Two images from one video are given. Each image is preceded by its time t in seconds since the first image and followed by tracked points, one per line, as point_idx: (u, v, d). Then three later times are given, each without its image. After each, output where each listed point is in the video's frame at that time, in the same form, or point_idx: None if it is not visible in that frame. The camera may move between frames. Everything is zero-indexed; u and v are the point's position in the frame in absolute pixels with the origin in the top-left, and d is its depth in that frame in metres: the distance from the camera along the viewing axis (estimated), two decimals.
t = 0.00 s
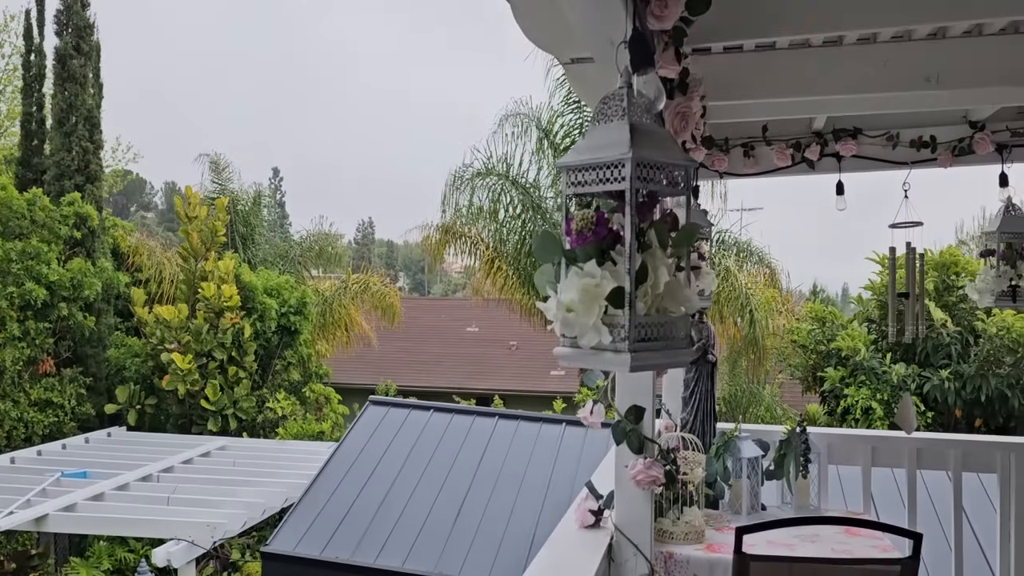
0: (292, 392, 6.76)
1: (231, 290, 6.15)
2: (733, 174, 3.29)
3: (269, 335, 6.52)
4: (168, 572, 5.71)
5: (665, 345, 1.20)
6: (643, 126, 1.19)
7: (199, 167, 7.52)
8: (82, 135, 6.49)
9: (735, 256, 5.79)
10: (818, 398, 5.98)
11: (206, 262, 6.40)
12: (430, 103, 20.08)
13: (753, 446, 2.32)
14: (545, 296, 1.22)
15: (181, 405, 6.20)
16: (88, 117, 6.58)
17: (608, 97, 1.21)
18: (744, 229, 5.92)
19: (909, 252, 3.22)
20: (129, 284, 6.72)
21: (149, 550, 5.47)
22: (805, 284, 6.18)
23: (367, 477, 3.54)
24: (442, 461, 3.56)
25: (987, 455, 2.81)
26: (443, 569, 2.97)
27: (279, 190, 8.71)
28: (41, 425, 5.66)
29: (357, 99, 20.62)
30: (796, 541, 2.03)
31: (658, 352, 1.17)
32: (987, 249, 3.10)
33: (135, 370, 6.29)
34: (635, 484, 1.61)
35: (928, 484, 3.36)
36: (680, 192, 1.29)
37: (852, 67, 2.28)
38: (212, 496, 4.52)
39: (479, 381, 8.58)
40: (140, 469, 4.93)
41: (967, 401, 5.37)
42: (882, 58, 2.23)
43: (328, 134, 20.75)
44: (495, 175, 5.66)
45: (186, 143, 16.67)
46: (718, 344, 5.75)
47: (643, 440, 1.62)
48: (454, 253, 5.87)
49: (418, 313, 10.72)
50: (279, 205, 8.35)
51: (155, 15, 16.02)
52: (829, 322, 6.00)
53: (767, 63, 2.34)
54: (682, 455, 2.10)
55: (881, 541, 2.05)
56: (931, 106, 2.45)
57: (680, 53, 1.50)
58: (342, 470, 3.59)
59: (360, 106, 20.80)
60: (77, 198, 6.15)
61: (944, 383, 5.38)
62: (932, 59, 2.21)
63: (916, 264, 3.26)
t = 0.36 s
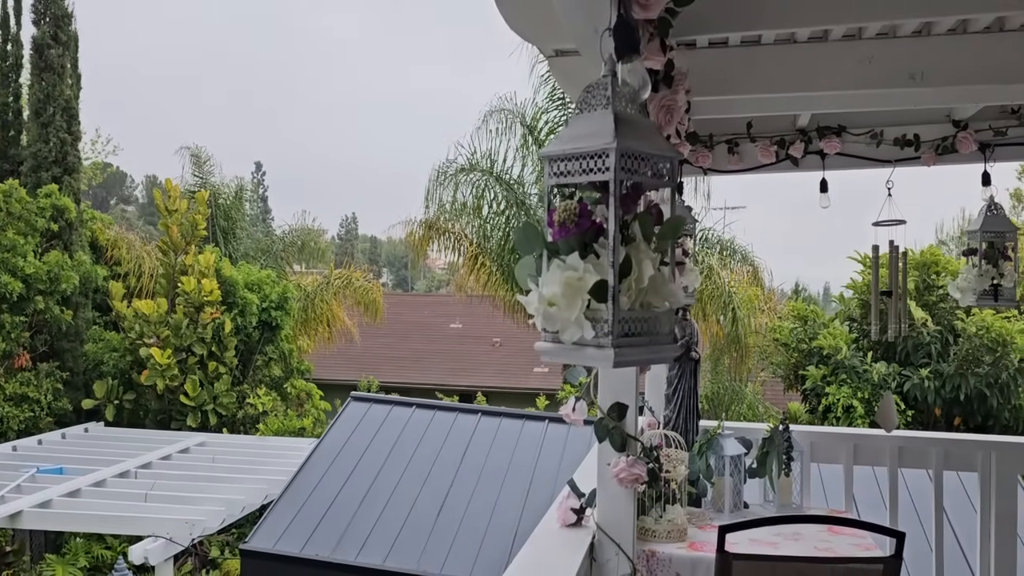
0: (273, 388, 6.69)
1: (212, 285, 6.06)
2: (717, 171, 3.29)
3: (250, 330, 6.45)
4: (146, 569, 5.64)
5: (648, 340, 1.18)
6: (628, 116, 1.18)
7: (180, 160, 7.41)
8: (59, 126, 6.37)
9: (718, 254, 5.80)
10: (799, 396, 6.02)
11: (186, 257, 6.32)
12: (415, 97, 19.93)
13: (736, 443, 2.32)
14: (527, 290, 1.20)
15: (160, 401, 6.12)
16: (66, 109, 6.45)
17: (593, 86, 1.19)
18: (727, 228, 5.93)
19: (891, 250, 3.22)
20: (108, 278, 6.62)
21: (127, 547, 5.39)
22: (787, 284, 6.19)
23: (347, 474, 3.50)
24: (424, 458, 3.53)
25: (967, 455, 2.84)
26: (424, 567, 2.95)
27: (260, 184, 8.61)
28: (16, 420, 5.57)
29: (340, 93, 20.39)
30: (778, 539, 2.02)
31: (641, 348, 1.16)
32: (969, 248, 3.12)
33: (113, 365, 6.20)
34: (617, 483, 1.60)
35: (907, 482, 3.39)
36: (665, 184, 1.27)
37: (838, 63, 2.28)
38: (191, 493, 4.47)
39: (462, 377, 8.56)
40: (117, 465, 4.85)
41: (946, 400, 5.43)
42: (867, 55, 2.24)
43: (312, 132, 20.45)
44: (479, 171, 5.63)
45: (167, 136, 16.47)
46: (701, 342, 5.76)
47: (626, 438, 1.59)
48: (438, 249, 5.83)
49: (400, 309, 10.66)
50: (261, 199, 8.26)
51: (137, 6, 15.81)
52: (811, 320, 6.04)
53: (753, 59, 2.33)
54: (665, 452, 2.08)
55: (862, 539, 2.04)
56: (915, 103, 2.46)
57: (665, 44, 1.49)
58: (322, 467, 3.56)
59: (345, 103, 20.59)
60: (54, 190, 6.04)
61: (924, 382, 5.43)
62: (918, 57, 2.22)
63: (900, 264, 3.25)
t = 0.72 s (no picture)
0: (260, 386, 6.64)
1: (197, 282, 6.01)
2: (706, 169, 3.29)
3: (237, 327, 6.40)
4: (131, 569, 5.59)
5: (638, 338, 1.18)
6: (616, 112, 1.17)
7: (167, 157, 7.35)
8: (44, 122, 6.29)
9: (706, 252, 5.81)
10: (787, 395, 6.05)
11: (173, 253, 6.26)
12: (404, 95, 19.86)
13: (723, 442, 2.33)
14: (514, 287, 1.19)
15: (146, 399, 6.06)
16: (51, 103, 6.38)
17: (582, 81, 1.18)
18: (715, 227, 5.94)
19: (879, 249, 3.23)
20: (93, 275, 6.56)
21: (112, 546, 5.34)
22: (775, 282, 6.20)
23: (335, 473, 3.48)
24: (412, 456, 3.52)
25: (954, 453, 2.85)
26: (412, 566, 2.93)
27: (248, 181, 8.55)
28: None
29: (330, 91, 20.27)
30: (766, 539, 2.02)
31: (630, 346, 1.15)
32: (956, 247, 3.14)
33: (98, 363, 6.14)
34: (606, 482, 1.59)
35: (895, 481, 3.41)
36: (654, 179, 1.26)
37: (826, 61, 2.28)
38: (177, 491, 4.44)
39: (449, 376, 8.54)
40: (102, 463, 4.81)
41: (932, 398, 5.49)
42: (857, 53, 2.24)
43: (302, 129, 20.30)
44: (467, 169, 5.61)
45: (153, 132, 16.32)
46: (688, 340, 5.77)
47: (614, 438, 1.60)
48: (426, 247, 5.81)
49: (388, 307, 10.62)
50: (248, 196, 8.21)
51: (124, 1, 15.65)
52: (798, 319, 6.07)
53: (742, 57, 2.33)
54: (654, 451, 2.08)
55: (849, 538, 2.04)
56: (903, 102, 2.47)
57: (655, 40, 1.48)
58: (309, 465, 3.53)
59: (334, 101, 20.48)
60: (39, 185, 5.98)
61: (910, 380, 5.47)
62: (906, 55, 2.22)
63: (887, 262, 3.26)
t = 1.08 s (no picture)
0: (250, 386, 6.61)
1: (187, 283, 5.96)
2: (696, 169, 3.30)
3: (227, 328, 6.36)
4: (119, 571, 5.54)
5: (628, 338, 1.17)
6: (606, 110, 1.16)
7: (156, 157, 7.30)
8: (32, 121, 6.24)
9: (697, 252, 5.81)
10: (777, 394, 6.08)
11: (162, 254, 6.22)
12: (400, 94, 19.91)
13: (714, 442, 2.33)
14: (503, 287, 1.18)
15: (135, 400, 6.02)
16: (38, 103, 6.32)
17: (570, 80, 1.18)
18: (705, 227, 5.94)
19: (869, 249, 3.24)
20: (81, 275, 6.52)
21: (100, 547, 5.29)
22: (765, 281, 6.22)
23: (325, 474, 3.47)
24: (402, 457, 3.50)
25: (944, 452, 2.86)
26: (403, 567, 2.92)
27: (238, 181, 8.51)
28: None
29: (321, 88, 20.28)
30: (757, 539, 2.03)
31: (620, 346, 1.15)
32: (946, 247, 3.15)
33: (86, 363, 6.09)
34: (595, 482, 1.59)
35: (885, 480, 3.43)
36: (643, 178, 1.26)
37: (817, 61, 2.29)
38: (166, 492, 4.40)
39: (441, 376, 8.53)
40: (90, 464, 4.77)
41: (921, 398, 5.52)
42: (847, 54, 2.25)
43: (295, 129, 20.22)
44: (458, 168, 5.60)
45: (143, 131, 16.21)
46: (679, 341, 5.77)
47: (604, 438, 1.61)
48: (417, 247, 5.79)
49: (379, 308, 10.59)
50: (238, 196, 8.17)
51: None
52: (789, 319, 6.10)
53: (733, 56, 2.33)
54: (645, 451, 2.08)
55: (840, 537, 2.05)
56: (893, 103, 2.48)
57: (646, 39, 1.48)
58: (299, 466, 3.51)
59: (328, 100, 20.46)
60: (26, 185, 5.93)
61: (899, 380, 5.51)
62: (896, 56, 2.23)
63: (878, 262, 3.27)
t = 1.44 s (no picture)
0: (241, 387, 6.57)
1: (177, 284, 5.91)
2: (687, 169, 3.30)
3: (217, 329, 6.32)
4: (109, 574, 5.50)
5: (618, 341, 1.17)
6: (595, 112, 1.16)
7: (146, 157, 7.26)
8: (20, 121, 6.19)
9: (689, 252, 5.79)
10: (768, 394, 6.09)
11: (152, 255, 6.17)
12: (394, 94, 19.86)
13: (706, 443, 2.33)
14: (492, 290, 1.18)
15: (125, 401, 5.98)
16: (27, 104, 6.27)
17: (560, 81, 1.17)
18: (697, 227, 5.90)
19: (861, 249, 3.24)
20: (71, 277, 6.47)
21: (90, 551, 5.24)
22: (757, 281, 6.22)
23: (317, 475, 3.45)
24: (394, 459, 3.49)
25: (934, 452, 2.87)
26: (394, 569, 2.91)
27: (229, 182, 8.47)
28: None
29: (314, 88, 20.46)
30: (748, 539, 2.03)
31: (610, 349, 1.15)
32: (936, 247, 3.16)
33: (76, 366, 6.05)
34: (586, 485, 1.59)
35: (877, 480, 3.43)
36: (633, 181, 1.26)
37: (807, 61, 2.29)
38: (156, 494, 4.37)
39: (433, 377, 8.50)
40: (80, 467, 4.73)
41: (912, 397, 5.54)
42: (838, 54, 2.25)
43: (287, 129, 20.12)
44: (450, 169, 5.59)
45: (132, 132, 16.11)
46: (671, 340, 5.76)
47: (595, 440, 1.60)
48: (409, 247, 5.76)
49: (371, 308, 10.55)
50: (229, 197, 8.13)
51: None
52: (780, 318, 6.11)
53: (723, 57, 2.33)
54: (636, 452, 2.07)
55: (831, 538, 2.05)
56: (883, 103, 2.48)
57: (635, 41, 1.47)
58: (290, 468, 3.50)
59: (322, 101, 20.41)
60: (14, 186, 5.88)
61: (890, 379, 5.52)
62: (887, 56, 2.24)
63: (869, 262, 3.28)
